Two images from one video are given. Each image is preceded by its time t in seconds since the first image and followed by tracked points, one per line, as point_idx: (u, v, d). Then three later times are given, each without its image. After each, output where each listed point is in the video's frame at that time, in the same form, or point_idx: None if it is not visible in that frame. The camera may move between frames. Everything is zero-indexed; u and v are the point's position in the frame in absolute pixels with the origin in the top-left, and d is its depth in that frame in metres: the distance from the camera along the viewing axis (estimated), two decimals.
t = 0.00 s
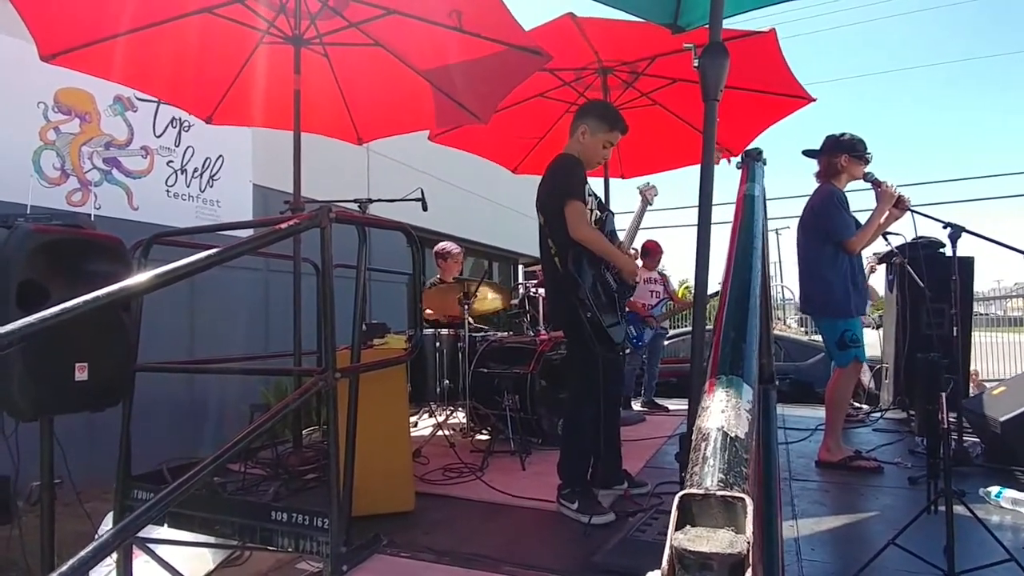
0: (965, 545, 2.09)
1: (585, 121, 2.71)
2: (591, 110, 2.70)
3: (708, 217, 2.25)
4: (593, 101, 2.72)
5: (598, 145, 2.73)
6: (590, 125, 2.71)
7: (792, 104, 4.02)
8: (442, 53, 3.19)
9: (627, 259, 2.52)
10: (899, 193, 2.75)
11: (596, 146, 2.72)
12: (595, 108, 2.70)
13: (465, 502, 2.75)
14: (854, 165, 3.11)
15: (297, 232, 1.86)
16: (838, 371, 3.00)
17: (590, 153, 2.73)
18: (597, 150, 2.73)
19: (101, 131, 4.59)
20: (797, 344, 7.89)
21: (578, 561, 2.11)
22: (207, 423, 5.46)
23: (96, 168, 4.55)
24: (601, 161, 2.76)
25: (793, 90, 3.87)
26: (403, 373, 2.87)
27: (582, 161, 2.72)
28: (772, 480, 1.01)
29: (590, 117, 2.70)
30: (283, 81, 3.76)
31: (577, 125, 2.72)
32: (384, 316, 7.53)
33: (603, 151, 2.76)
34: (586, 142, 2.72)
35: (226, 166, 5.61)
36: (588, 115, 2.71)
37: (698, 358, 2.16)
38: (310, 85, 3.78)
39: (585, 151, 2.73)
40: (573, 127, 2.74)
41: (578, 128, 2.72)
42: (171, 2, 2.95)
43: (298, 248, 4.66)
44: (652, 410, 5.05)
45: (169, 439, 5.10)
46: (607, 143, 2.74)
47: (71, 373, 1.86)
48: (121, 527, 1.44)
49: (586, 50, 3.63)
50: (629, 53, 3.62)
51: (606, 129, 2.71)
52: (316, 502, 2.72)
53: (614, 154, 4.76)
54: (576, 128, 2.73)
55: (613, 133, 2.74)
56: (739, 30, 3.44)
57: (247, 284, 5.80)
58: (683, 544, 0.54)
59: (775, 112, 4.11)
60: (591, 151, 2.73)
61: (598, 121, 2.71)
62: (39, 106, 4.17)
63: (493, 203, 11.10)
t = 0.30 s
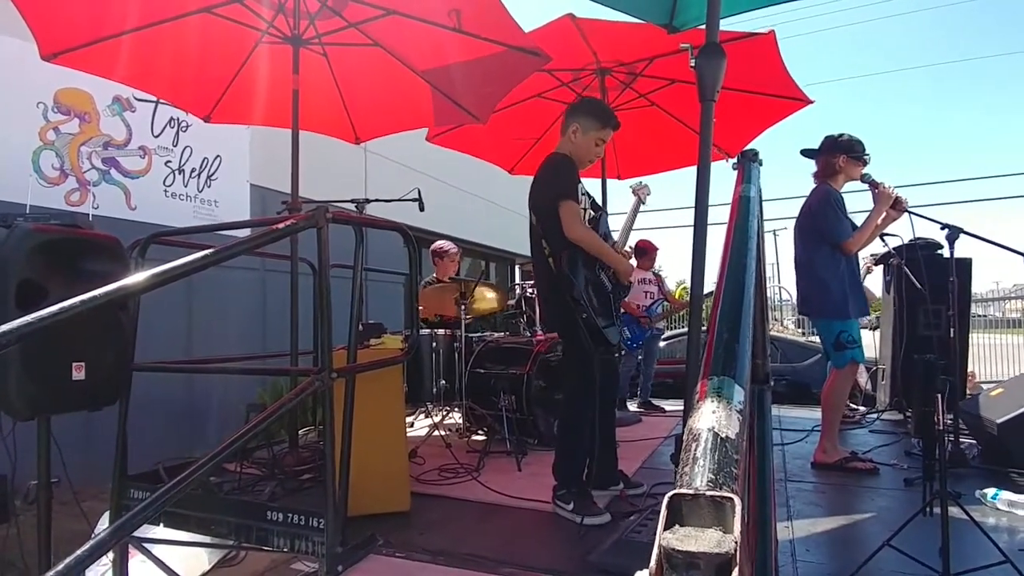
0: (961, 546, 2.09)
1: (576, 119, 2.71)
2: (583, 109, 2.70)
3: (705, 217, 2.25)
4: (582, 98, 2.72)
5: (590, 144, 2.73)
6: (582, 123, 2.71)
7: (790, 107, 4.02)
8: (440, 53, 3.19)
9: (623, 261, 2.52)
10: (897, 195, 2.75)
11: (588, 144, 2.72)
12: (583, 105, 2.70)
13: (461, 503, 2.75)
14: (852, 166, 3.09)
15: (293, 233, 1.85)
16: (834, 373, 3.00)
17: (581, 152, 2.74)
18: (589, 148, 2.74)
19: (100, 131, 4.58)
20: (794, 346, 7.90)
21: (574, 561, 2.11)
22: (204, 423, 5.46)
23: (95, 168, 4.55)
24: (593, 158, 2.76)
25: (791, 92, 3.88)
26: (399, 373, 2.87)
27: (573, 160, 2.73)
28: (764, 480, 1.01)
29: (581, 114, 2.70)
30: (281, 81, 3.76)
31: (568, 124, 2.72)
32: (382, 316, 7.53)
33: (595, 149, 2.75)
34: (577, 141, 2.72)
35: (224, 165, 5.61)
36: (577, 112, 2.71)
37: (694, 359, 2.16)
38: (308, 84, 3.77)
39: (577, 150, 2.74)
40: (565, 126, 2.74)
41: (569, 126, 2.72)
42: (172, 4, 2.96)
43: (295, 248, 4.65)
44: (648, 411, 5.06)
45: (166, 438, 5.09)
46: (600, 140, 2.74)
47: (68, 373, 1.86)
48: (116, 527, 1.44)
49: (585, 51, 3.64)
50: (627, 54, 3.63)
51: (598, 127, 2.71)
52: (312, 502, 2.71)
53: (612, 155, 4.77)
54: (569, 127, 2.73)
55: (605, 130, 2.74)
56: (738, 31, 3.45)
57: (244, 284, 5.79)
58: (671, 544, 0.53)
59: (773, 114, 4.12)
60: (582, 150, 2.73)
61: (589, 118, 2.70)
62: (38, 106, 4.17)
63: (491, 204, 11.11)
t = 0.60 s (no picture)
0: (959, 545, 2.10)
1: (579, 121, 2.72)
2: (585, 109, 2.70)
3: (706, 219, 2.26)
4: (584, 99, 2.73)
5: (593, 145, 2.75)
6: (584, 124, 2.72)
7: (789, 109, 4.04)
8: (441, 54, 3.20)
9: (627, 263, 2.53)
10: (896, 196, 2.76)
11: (591, 145, 2.74)
12: (588, 106, 2.71)
13: (463, 504, 2.76)
14: (851, 168, 3.12)
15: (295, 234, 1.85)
16: (832, 373, 3.01)
17: (584, 152, 2.75)
18: (592, 149, 2.76)
19: (97, 131, 4.59)
20: (794, 346, 7.93)
21: (575, 563, 2.12)
22: (203, 426, 5.46)
23: (92, 168, 4.55)
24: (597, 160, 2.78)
25: (790, 94, 3.90)
26: (400, 374, 2.88)
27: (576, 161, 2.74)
28: (767, 481, 1.02)
29: (585, 115, 2.71)
30: (280, 82, 3.77)
31: (570, 125, 2.73)
32: (381, 318, 7.54)
33: (598, 150, 2.78)
34: (580, 142, 2.74)
35: (224, 167, 5.62)
36: (581, 113, 2.72)
37: (695, 361, 2.17)
38: (308, 87, 3.78)
39: (579, 150, 2.75)
40: (567, 127, 2.75)
41: (572, 128, 2.73)
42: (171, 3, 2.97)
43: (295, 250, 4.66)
44: (648, 412, 5.07)
45: (165, 441, 5.09)
46: (603, 142, 2.76)
47: (65, 376, 1.86)
48: (116, 532, 1.44)
49: (584, 53, 3.65)
50: (627, 56, 3.64)
51: (601, 128, 2.72)
52: (312, 505, 2.72)
53: (611, 157, 4.78)
54: (571, 128, 2.74)
55: (608, 132, 2.76)
56: (737, 34, 3.47)
57: (244, 287, 5.79)
58: (679, 545, 0.54)
59: (772, 116, 4.13)
60: (585, 152, 2.75)
61: (593, 120, 2.72)
62: (35, 106, 4.17)
63: (490, 205, 11.13)
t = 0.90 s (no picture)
0: (961, 547, 2.09)
1: (579, 122, 2.71)
2: (586, 111, 2.70)
3: (706, 220, 2.25)
4: (584, 100, 2.72)
5: (594, 147, 2.74)
6: (585, 126, 2.71)
7: (789, 109, 4.04)
8: (441, 55, 3.20)
9: (627, 263, 2.53)
10: (895, 198, 2.75)
11: (592, 147, 2.74)
12: (588, 107, 2.70)
13: (463, 505, 2.75)
14: (848, 170, 3.11)
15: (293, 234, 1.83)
16: (835, 374, 3.00)
17: (585, 154, 2.75)
18: (593, 151, 2.75)
19: (98, 132, 4.58)
20: (794, 347, 7.92)
21: (575, 564, 2.11)
22: (203, 426, 5.45)
23: (93, 169, 4.55)
24: (598, 161, 2.78)
25: (790, 95, 3.89)
26: (400, 374, 2.87)
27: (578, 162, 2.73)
28: (769, 481, 1.01)
29: (585, 117, 2.70)
30: (282, 84, 3.75)
31: (571, 127, 2.72)
32: (381, 318, 7.54)
33: (598, 151, 2.77)
34: (581, 144, 2.73)
35: (223, 167, 5.61)
36: (581, 115, 2.71)
37: (695, 362, 2.16)
38: (308, 88, 3.78)
39: (581, 152, 2.75)
40: (568, 129, 2.74)
41: (573, 130, 2.72)
42: (174, 5, 2.97)
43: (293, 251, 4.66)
44: (647, 412, 5.06)
45: (165, 441, 5.08)
46: (603, 144, 2.75)
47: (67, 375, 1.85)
48: (117, 530, 1.43)
49: (583, 55, 3.64)
50: (627, 58, 3.63)
51: (602, 131, 2.72)
52: (312, 505, 2.71)
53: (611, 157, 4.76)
54: (572, 130, 2.72)
55: (607, 133, 2.75)
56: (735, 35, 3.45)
57: (244, 286, 5.79)
58: (682, 546, 0.54)
59: (772, 116, 4.13)
60: (586, 153, 2.74)
61: (594, 121, 2.71)
62: (35, 106, 4.16)
63: (490, 206, 11.13)
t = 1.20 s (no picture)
0: (954, 549, 2.10)
1: (582, 129, 2.71)
2: (587, 118, 2.70)
3: (700, 223, 2.26)
4: (587, 108, 2.73)
5: (596, 153, 2.74)
6: (588, 133, 2.71)
7: (784, 112, 4.05)
8: (437, 56, 3.19)
9: (626, 265, 2.54)
10: (887, 201, 2.77)
11: (595, 154, 2.74)
12: (589, 115, 2.70)
13: (458, 507, 2.74)
14: (841, 173, 3.12)
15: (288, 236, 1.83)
16: (828, 377, 3.01)
17: (588, 161, 2.75)
18: (595, 158, 2.75)
19: (93, 132, 4.56)
20: (788, 349, 7.95)
21: (569, 567, 2.11)
22: (197, 427, 5.43)
23: (88, 170, 4.53)
24: (600, 169, 2.78)
25: (784, 98, 3.90)
26: (394, 375, 2.86)
27: (581, 169, 2.73)
28: (760, 484, 1.01)
29: (588, 124, 2.70)
30: (277, 84, 3.74)
31: (574, 134, 2.73)
32: (376, 320, 7.53)
33: (602, 158, 2.78)
34: (584, 150, 2.73)
35: (217, 168, 5.60)
36: (583, 123, 2.71)
37: (689, 365, 2.16)
38: (303, 89, 3.78)
39: (583, 158, 2.75)
40: (571, 135, 2.75)
41: (576, 136, 2.72)
42: (168, 6, 2.96)
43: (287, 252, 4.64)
44: (641, 414, 5.08)
45: (158, 442, 5.06)
46: (605, 151, 2.76)
47: (59, 377, 1.83)
48: (108, 533, 1.42)
49: (578, 56, 3.65)
50: (623, 60, 3.64)
51: (604, 138, 2.72)
52: (306, 507, 2.70)
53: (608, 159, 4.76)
54: (575, 136, 2.73)
55: (610, 140, 2.76)
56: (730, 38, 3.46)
57: (238, 287, 5.78)
58: (669, 552, 0.54)
59: (767, 118, 4.14)
60: (589, 160, 2.74)
61: (596, 129, 2.71)
62: (31, 107, 4.13)
63: (486, 207, 11.14)
